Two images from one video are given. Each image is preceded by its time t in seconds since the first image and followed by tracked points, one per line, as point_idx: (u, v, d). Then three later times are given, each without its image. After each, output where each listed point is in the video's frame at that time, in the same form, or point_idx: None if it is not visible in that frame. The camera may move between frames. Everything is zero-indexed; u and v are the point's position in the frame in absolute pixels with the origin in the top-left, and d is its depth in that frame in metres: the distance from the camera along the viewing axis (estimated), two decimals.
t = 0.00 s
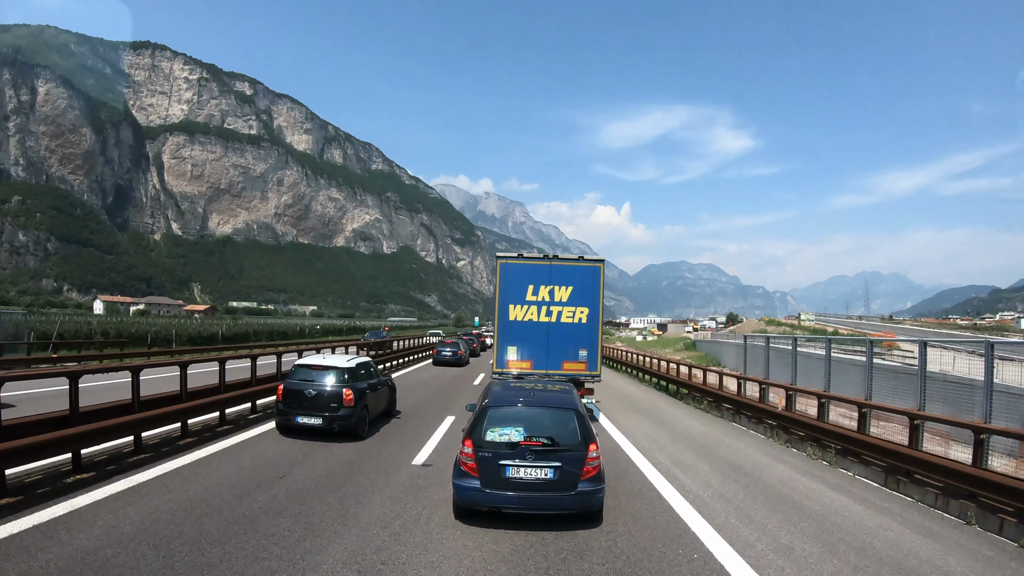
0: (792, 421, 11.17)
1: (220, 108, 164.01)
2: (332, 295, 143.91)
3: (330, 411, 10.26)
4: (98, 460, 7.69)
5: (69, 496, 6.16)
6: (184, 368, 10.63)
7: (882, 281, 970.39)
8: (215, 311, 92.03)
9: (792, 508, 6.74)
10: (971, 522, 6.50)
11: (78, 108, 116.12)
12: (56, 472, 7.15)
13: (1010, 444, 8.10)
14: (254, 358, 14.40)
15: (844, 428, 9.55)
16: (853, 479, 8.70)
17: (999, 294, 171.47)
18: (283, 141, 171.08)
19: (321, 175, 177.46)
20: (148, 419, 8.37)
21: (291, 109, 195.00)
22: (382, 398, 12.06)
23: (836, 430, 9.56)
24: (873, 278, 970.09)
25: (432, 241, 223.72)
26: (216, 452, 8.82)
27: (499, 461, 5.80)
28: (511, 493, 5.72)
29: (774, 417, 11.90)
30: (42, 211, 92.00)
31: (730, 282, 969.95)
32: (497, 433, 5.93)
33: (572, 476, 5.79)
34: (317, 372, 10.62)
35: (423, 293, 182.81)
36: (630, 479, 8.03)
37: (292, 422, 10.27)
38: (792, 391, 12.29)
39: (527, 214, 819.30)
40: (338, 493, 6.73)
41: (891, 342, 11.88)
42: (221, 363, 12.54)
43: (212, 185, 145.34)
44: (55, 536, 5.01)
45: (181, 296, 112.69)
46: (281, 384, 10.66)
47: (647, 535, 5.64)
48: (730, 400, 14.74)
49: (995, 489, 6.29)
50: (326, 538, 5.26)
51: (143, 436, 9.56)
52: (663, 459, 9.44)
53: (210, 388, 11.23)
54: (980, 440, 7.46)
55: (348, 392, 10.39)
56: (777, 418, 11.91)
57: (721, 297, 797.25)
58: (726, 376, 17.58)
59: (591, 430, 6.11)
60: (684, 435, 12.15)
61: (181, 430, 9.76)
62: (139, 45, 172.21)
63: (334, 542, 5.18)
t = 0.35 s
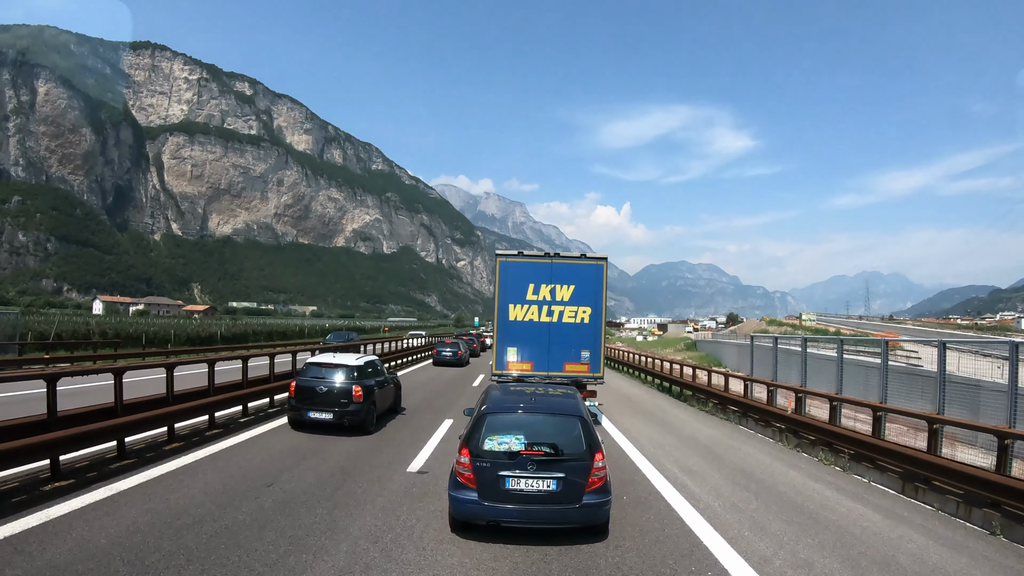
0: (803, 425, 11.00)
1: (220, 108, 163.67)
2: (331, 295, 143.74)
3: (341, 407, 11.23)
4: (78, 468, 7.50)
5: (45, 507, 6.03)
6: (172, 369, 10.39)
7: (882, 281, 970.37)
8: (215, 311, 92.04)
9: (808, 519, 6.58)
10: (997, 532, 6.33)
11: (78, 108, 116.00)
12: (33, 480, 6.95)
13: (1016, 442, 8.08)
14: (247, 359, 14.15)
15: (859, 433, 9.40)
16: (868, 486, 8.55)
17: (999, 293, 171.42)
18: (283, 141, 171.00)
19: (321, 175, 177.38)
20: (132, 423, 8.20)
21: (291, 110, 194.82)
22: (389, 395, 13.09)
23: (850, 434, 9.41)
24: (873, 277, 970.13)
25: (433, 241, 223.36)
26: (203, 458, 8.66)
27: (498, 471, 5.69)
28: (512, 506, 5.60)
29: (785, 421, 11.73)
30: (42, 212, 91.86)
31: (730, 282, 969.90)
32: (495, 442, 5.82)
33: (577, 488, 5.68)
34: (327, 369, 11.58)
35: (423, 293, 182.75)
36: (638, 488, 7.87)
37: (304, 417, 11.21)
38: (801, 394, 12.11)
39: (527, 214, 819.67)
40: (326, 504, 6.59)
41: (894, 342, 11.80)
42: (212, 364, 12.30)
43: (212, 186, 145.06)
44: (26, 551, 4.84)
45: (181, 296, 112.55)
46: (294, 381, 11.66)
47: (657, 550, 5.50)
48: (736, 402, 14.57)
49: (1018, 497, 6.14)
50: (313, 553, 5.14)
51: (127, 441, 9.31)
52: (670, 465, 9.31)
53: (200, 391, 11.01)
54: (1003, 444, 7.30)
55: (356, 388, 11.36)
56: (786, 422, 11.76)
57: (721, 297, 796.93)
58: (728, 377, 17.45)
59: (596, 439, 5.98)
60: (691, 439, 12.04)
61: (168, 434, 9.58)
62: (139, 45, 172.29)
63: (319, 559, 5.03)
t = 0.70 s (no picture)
0: (811, 428, 10.90)
1: (220, 108, 163.55)
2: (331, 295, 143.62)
3: (349, 402, 11.76)
4: (61, 473, 7.38)
5: (22, 515, 5.91)
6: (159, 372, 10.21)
7: (882, 281, 970.40)
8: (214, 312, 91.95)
9: (823, 529, 6.47)
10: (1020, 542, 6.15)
11: (78, 108, 115.86)
12: (13, 487, 6.81)
13: None
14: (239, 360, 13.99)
15: (869, 435, 9.29)
16: (880, 492, 8.42)
17: (1000, 294, 171.36)
18: (283, 141, 170.92)
19: (321, 176, 177.37)
20: (118, 427, 8.03)
21: (292, 110, 194.63)
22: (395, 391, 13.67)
23: (860, 438, 9.30)
24: (873, 278, 970.25)
25: (432, 242, 223.32)
26: (191, 462, 8.52)
27: (497, 481, 5.62)
28: (512, 518, 5.52)
29: (791, 423, 11.67)
30: (43, 212, 91.70)
31: (730, 282, 969.87)
32: (493, 450, 5.73)
33: (581, 498, 5.59)
34: (336, 367, 12.16)
35: (423, 293, 182.77)
36: (645, 496, 7.77)
37: (317, 412, 11.78)
38: (809, 396, 12.02)
39: (527, 214, 819.52)
40: (316, 513, 6.48)
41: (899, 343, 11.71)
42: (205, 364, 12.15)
43: (212, 186, 144.82)
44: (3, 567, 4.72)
45: (181, 296, 112.42)
46: (306, 378, 12.21)
47: (666, 562, 5.40)
48: (741, 403, 14.53)
49: None
50: (302, 567, 5.05)
51: (114, 445, 9.19)
52: (676, 471, 9.22)
53: (190, 393, 10.90)
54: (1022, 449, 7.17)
55: (364, 386, 11.80)
56: (794, 425, 11.66)
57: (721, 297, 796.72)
58: (732, 378, 17.35)
59: (601, 446, 5.89)
60: (696, 443, 11.96)
61: (156, 438, 9.47)
62: (139, 45, 172.22)
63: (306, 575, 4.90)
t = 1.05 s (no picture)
0: (817, 430, 10.85)
1: (220, 109, 163.55)
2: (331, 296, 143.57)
3: (359, 399, 12.44)
4: (49, 478, 7.31)
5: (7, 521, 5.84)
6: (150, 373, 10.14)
7: (882, 281, 970.24)
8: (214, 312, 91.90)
9: (833, 537, 6.42)
10: None
11: (78, 109, 115.85)
12: None
13: None
14: (234, 360, 13.94)
15: (878, 438, 9.22)
16: (889, 497, 8.37)
17: (999, 294, 171.39)
18: (282, 142, 170.96)
19: (321, 176, 177.48)
20: (106, 430, 7.96)
21: (292, 110, 194.70)
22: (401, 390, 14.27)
23: (869, 441, 9.25)
24: (873, 278, 970.09)
25: (432, 242, 223.32)
26: (181, 466, 8.44)
27: (498, 487, 5.56)
28: (512, 525, 5.46)
29: (797, 425, 11.61)
30: (42, 212, 91.63)
31: (730, 282, 969.76)
32: (493, 454, 5.68)
33: (584, 505, 5.53)
34: (345, 365, 12.83)
35: (423, 293, 182.79)
36: (650, 502, 7.72)
37: (327, 408, 12.47)
38: (815, 398, 11.94)
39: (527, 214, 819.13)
40: (308, 521, 6.43)
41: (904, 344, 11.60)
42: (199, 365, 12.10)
43: (212, 186, 144.77)
44: None
45: (181, 296, 112.39)
46: (317, 375, 12.93)
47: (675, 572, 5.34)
48: (746, 405, 14.47)
49: None
50: None
51: (103, 449, 9.10)
52: (681, 475, 9.17)
53: (183, 395, 10.83)
54: None
55: (372, 382, 12.56)
56: (800, 427, 11.59)
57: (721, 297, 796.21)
58: (736, 380, 17.26)
59: (605, 450, 5.83)
60: (700, 446, 11.93)
61: (147, 441, 9.39)
62: (139, 45, 172.26)
63: None
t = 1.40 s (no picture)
0: (821, 432, 10.79)
1: (220, 109, 163.56)
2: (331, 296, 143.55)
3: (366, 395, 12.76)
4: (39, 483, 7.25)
5: None
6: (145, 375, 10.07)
7: (882, 282, 970.31)
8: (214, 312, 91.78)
9: (840, 543, 6.36)
10: None
11: (78, 109, 115.81)
12: None
13: None
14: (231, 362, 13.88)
15: (883, 442, 9.19)
16: (895, 500, 8.31)
17: (999, 294, 171.68)
18: (282, 142, 171.01)
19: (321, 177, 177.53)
20: (98, 435, 7.91)
21: (291, 110, 194.69)
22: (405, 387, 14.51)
23: (874, 444, 9.21)
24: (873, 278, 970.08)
25: (432, 242, 223.29)
26: (174, 470, 8.39)
27: (497, 492, 5.52)
28: (511, 532, 5.43)
29: (801, 427, 11.55)
30: (42, 212, 91.58)
31: (730, 282, 969.78)
32: (492, 458, 5.65)
33: (586, 511, 5.49)
34: (353, 364, 13.17)
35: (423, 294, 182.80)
36: (654, 507, 7.67)
37: (337, 404, 12.80)
38: (819, 400, 11.87)
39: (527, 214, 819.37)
40: (303, 526, 6.40)
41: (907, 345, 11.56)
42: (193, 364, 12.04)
43: (212, 187, 144.72)
44: None
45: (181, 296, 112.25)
46: (327, 373, 13.13)
47: None
48: (748, 406, 14.41)
49: None
50: None
51: (97, 452, 9.06)
52: (683, 479, 9.14)
53: (178, 397, 10.78)
54: None
55: (380, 379, 12.81)
56: (804, 429, 11.54)
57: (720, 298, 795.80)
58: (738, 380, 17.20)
59: (606, 454, 5.80)
60: (702, 448, 11.92)
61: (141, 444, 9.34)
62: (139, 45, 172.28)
63: None
